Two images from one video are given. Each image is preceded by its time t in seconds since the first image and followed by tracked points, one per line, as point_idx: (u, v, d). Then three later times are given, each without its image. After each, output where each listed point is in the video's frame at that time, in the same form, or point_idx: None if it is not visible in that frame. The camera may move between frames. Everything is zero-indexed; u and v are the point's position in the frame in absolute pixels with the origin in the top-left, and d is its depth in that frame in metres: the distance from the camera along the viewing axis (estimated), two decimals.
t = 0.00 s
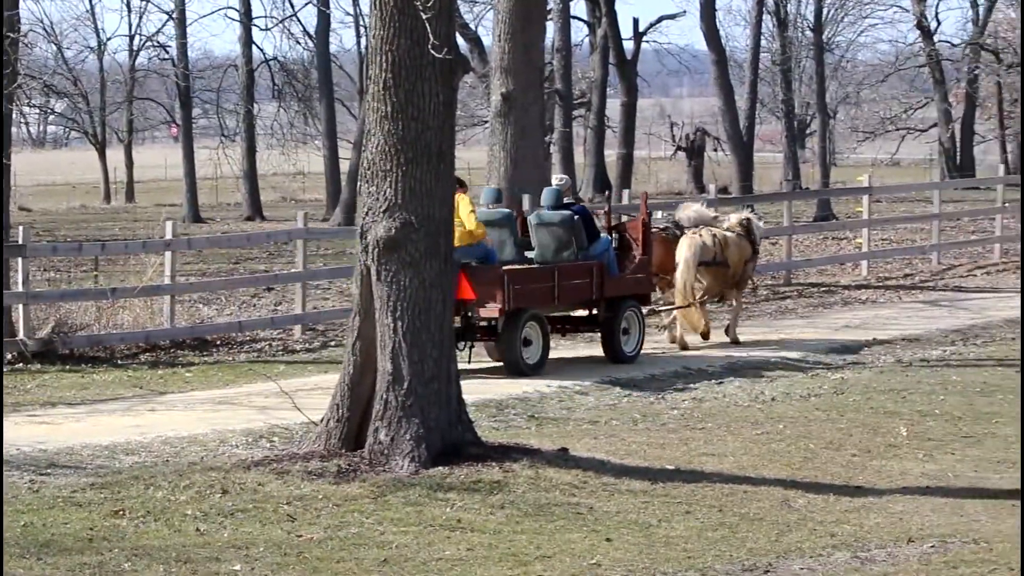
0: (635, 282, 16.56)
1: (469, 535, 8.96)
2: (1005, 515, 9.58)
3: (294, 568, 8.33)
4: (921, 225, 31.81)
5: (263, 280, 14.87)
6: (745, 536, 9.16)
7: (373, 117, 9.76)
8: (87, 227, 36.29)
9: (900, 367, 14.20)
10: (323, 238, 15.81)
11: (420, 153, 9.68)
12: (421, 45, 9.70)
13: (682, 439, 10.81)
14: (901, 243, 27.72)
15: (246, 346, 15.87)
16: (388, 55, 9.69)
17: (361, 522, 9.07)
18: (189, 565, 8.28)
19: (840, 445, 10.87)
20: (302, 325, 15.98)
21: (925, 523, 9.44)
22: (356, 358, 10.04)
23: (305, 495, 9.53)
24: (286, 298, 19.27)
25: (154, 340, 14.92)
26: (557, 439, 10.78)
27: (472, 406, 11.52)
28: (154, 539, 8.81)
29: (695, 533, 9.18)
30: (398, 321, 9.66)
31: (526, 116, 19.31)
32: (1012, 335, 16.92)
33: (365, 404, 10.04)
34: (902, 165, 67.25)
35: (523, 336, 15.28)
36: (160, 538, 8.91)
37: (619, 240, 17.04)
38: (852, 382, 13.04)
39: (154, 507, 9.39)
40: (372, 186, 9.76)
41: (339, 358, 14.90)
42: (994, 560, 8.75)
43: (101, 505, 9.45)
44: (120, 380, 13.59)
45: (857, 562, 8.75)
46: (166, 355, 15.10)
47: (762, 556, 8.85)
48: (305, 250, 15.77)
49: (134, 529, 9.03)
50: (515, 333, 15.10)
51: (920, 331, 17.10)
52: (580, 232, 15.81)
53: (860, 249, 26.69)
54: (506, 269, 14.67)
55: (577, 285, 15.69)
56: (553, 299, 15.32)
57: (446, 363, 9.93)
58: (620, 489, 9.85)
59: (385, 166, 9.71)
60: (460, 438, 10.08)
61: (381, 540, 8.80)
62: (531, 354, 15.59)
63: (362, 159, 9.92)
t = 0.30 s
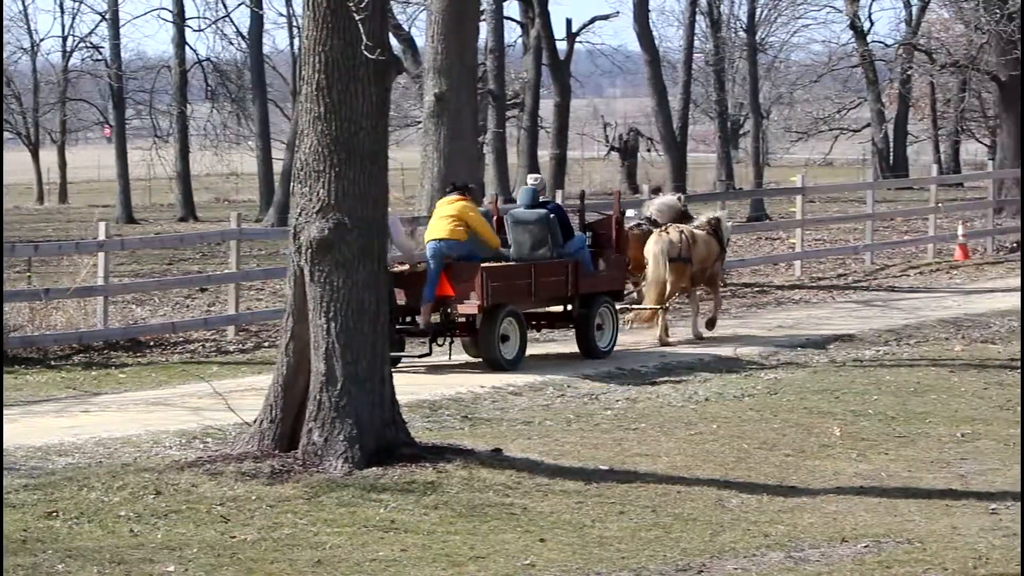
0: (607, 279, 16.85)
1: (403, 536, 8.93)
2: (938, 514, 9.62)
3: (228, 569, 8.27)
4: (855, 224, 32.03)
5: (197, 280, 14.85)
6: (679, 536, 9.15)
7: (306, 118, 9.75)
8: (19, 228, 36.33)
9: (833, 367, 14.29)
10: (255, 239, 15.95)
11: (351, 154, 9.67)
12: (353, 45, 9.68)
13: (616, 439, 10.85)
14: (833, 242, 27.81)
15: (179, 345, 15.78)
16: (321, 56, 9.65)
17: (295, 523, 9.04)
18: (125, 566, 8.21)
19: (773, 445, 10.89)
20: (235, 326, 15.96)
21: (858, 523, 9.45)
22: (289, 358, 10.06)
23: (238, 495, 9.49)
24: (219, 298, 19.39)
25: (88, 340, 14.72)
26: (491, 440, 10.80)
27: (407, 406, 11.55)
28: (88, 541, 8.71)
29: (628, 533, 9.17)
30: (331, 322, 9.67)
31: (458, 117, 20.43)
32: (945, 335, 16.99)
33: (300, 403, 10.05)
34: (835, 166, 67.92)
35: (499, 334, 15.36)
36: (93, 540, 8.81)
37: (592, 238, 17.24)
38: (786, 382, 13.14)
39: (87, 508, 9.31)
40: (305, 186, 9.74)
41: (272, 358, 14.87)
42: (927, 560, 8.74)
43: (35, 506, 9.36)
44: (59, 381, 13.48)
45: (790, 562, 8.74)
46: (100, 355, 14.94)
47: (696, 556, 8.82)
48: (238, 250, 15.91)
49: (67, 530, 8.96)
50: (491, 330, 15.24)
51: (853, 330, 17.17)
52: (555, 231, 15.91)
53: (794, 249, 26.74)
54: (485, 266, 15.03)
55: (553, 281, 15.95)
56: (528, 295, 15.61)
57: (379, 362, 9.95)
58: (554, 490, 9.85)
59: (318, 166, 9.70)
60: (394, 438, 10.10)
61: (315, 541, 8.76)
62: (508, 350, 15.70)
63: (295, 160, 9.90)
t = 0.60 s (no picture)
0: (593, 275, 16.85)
1: (348, 537, 8.90)
2: (882, 515, 9.64)
3: (173, 570, 8.20)
4: (800, 224, 32.11)
5: (141, 281, 14.84)
6: (624, 537, 9.13)
7: (250, 118, 9.70)
8: None
9: (777, 367, 14.42)
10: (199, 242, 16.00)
11: (295, 155, 9.66)
12: (297, 45, 9.67)
13: (559, 441, 10.88)
14: (778, 242, 27.89)
15: (124, 346, 15.78)
16: (264, 57, 9.63)
17: (239, 524, 9.00)
18: (69, 567, 8.11)
19: (717, 446, 10.97)
20: (179, 328, 16.01)
21: (802, 524, 9.45)
22: (233, 360, 10.05)
23: (182, 497, 9.45)
24: (164, 299, 19.50)
25: (31, 342, 14.64)
26: (436, 440, 10.84)
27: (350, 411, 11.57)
28: (31, 542, 8.60)
29: (574, 533, 9.16)
30: (276, 323, 9.68)
31: (404, 117, 20.83)
32: (889, 335, 17.04)
33: (244, 404, 10.06)
34: (781, 165, 68.50)
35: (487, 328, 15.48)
36: (37, 541, 8.71)
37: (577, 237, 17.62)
38: (730, 383, 13.25)
39: (29, 509, 9.22)
40: (248, 188, 9.72)
41: (217, 360, 14.89)
42: (872, 561, 8.74)
43: None
44: None
45: (735, 562, 8.73)
46: (44, 357, 14.86)
47: (641, 557, 8.79)
48: (183, 251, 15.90)
49: (10, 531, 8.85)
50: (481, 326, 15.33)
51: (797, 331, 17.21)
52: (536, 228, 16.07)
53: (739, 249, 26.78)
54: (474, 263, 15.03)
55: (539, 279, 15.97)
56: (516, 292, 15.60)
57: (324, 363, 9.97)
58: (499, 490, 9.87)
59: (261, 168, 9.68)
60: (338, 439, 10.12)
61: (260, 542, 8.72)
62: (498, 346, 15.84)
63: (238, 160, 9.88)
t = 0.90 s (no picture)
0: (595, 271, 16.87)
1: (308, 538, 8.79)
2: (845, 515, 9.60)
3: (132, 572, 8.06)
4: (761, 224, 32.14)
5: (99, 281, 14.78)
6: (586, 538, 9.03)
7: (208, 118, 9.66)
8: None
9: (739, 367, 14.49)
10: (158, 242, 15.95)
11: (255, 154, 9.63)
12: (257, 45, 9.64)
13: (520, 442, 10.85)
14: (739, 242, 27.89)
15: (83, 347, 15.72)
16: (224, 56, 9.61)
17: (199, 526, 8.90)
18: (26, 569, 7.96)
19: (679, 447, 11.07)
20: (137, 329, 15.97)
21: (764, 525, 9.39)
22: (192, 360, 10.01)
23: (142, 498, 9.35)
24: (123, 299, 19.45)
25: None
26: (396, 441, 10.83)
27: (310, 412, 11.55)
28: None
29: (535, 534, 9.07)
30: (236, 323, 9.63)
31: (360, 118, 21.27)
32: (851, 335, 17.06)
33: (204, 404, 10.02)
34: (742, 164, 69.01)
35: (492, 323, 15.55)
36: None
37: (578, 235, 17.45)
38: (691, 384, 13.30)
39: None
40: (208, 187, 9.67)
41: (177, 361, 14.86)
42: (835, 561, 8.67)
43: None
44: None
45: (698, 563, 8.63)
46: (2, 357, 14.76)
47: (603, 558, 8.71)
48: (142, 252, 15.85)
49: None
50: (484, 320, 15.41)
51: (761, 330, 17.23)
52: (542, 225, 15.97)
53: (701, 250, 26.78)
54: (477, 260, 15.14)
55: (541, 275, 16.03)
56: (518, 288, 15.68)
57: (284, 363, 9.92)
58: (460, 491, 9.82)
59: (220, 167, 9.64)
60: (299, 440, 10.09)
61: (219, 544, 8.60)
62: (501, 341, 15.88)
63: (198, 160, 9.83)
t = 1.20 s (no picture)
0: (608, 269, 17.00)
1: (281, 540, 8.72)
2: (822, 517, 9.55)
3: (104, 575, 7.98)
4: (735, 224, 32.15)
5: (71, 282, 14.72)
6: (561, 540, 8.96)
7: (181, 118, 9.61)
8: None
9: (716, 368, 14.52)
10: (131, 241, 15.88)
11: (227, 154, 9.58)
12: (230, 44, 9.60)
13: (496, 444, 10.82)
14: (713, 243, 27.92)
15: (55, 347, 15.67)
16: (196, 55, 9.56)
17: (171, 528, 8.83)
18: None
19: (655, 448, 11.07)
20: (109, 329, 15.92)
21: (741, 526, 9.33)
22: (166, 360, 9.99)
23: (114, 500, 9.28)
24: (95, 300, 19.40)
25: None
26: (370, 442, 10.81)
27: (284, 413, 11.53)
28: None
29: (510, 536, 9.00)
30: (210, 324, 9.60)
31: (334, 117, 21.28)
32: (827, 335, 17.10)
33: (178, 405, 9.99)
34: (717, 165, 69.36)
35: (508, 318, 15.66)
36: None
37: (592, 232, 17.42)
38: (667, 385, 13.30)
39: None
40: (180, 187, 9.62)
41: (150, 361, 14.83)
42: (812, 563, 8.60)
43: None
44: None
45: (674, 565, 8.56)
46: None
47: (579, 560, 8.64)
48: (114, 252, 15.79)
49: None
50: (501, 315, 15.53)
51: (739, 330, 17.21)
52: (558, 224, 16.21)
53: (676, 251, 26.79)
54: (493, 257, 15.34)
55: (557, 273, 16.16)
56: (533, 285, 15.82)
57: (258, 364, 9.88)
58: (435, 493, 9.78)
59: (193, 167, 9.58)
60: (273, 442, 10.06)
61: (192, 546, 8.53)
62: (518, 337, 15.96)
63: (170, 160, 9.77)
